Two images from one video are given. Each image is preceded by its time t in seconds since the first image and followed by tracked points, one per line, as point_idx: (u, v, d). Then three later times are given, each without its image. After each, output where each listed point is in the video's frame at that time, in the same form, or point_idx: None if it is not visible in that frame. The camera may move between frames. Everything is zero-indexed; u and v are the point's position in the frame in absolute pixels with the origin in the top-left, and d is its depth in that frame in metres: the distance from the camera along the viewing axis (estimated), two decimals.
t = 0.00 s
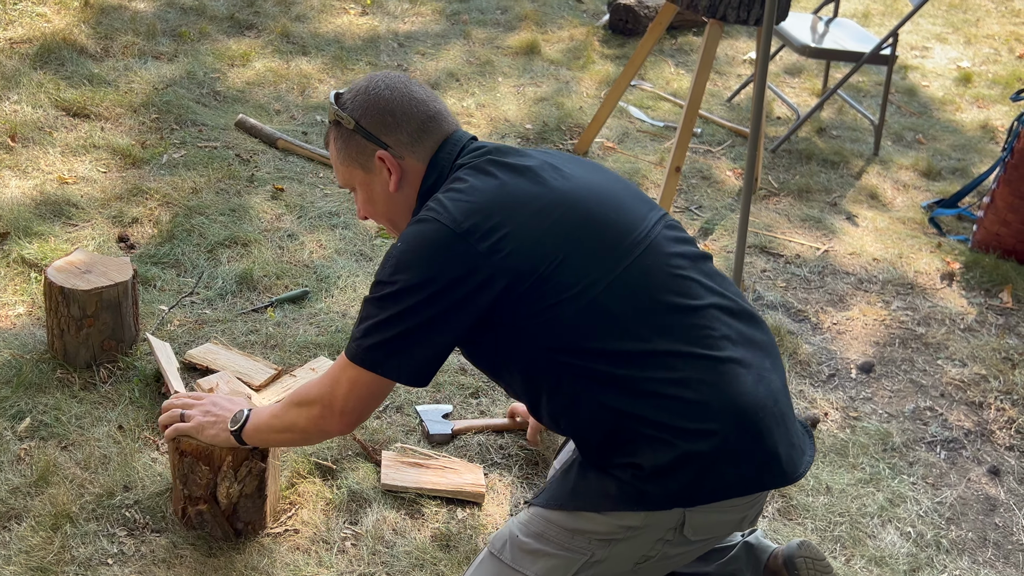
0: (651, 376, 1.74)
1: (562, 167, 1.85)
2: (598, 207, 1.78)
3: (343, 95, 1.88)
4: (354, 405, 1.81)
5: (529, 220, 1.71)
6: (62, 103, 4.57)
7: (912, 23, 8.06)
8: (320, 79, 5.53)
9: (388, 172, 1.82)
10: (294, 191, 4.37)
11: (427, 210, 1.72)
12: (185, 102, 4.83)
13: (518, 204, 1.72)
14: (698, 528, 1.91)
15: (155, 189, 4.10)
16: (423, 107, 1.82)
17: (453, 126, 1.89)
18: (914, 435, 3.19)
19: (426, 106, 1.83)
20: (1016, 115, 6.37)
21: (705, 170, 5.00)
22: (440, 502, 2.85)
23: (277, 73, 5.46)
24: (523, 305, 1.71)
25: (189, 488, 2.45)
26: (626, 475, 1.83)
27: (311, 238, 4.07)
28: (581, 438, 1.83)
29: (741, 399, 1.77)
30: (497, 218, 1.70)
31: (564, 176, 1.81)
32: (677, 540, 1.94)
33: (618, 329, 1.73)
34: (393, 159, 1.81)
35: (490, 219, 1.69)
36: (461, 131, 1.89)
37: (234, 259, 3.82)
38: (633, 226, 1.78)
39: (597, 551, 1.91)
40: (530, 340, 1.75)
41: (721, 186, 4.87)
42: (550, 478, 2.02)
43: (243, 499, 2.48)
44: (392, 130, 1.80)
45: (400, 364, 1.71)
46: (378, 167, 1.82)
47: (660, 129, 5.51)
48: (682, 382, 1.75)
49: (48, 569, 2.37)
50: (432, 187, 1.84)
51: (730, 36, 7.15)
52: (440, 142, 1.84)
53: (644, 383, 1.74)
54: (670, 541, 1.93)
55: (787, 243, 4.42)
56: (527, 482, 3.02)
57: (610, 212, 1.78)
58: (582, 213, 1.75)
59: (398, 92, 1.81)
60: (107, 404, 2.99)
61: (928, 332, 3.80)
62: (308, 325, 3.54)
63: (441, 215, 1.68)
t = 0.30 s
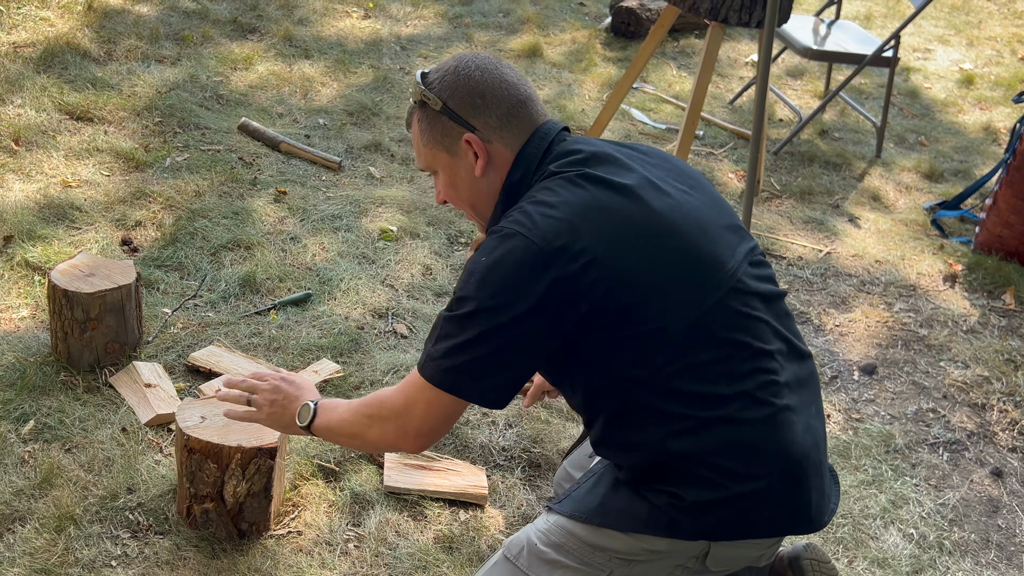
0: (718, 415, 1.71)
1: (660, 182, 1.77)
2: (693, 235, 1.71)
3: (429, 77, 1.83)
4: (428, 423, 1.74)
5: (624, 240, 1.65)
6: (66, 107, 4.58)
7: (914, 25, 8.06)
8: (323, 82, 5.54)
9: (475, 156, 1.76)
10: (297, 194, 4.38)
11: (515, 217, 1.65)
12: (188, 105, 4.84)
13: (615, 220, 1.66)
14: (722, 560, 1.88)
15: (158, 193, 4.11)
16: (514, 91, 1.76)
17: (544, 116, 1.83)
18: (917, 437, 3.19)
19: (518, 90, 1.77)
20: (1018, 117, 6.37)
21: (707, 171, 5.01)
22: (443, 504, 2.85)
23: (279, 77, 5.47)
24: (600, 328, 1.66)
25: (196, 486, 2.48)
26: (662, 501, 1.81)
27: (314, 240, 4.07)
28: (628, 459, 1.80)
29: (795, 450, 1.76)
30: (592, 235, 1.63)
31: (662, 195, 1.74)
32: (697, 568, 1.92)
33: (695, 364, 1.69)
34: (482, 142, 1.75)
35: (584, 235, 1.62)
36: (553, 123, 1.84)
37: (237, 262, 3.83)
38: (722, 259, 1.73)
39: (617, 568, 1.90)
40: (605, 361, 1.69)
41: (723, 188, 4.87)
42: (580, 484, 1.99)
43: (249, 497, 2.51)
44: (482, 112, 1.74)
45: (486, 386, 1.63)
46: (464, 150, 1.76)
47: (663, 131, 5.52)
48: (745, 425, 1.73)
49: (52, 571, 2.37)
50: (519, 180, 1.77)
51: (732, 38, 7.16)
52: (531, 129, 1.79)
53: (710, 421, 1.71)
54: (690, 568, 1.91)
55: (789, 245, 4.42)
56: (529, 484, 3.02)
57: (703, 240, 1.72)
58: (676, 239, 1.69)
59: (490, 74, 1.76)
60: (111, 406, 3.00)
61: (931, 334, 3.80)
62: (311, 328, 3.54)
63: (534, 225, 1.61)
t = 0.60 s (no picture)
0: (779, 426, 1.74)
1: (757, 186, 1.74)
2: (786, 245, 1.70)
3: (499, 39, 1.81)
4: (635, 443, 1.71)
5: (733, 246, 1.61)
6: (71, 108, 4.59)
7: (919, 24, 8.04)
8: (327, 83, 5.54)
9: (549, 123, 1.73)
10: (301, 195, 4.39)
11: (626, 208, 1.59)
12: (192, 106, 4.85)
13: (727, 225, 1.62)
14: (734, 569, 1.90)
15: (163, 193, 4.12)
16: (591, 54, 1.72)
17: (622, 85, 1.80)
18: (922, 435, 3.19)
19: (596, 54, 1.73)
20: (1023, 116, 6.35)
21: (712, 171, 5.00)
22: (449, 503, 2.86)
23: (284, 78, 5.48)
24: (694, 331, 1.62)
25: (201, 485, 2.49)
26: (682, 508, 1.82)
27: (318, 241, 4.08)
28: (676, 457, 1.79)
29: (824, 467, 1.83)
30: (704, 237, 1.59)
31: (761, 202, 1.71)
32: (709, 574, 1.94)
33: (771, 374, 1.70)
34: (556, 109, 1.71)
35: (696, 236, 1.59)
36: (640, 99, 1.81)
37: (242, 262, 3.84)
38: (804, 273, 1.74)
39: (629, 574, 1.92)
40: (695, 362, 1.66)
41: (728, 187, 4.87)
42: (593, 486, 1.99)
43: (255, 495, 2.52)
44: (557, 77, 1.71)
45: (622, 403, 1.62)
46: (537, 118, 1.73)
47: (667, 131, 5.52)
48: (800, 438, 1.76)
49: (59, 570, 2.39)
50: (604, 159, 1.76)
51: (736, 38, 7.15)
52: (613, 98, 1.76)
53: (772, 432, 1.74)
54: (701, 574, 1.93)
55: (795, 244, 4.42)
56: (534, 483, 3.03)
57: (793, 251, 1.72)
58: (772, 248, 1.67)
59: (565, 37, 1.73)
60: (116, 406, 3.01)
61: (936, 332, 3.80)
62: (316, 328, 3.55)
63: (650, 222, 1.56)
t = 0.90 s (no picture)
0: (810, 444, 1.75)
1: (804, 204, 1.75)
2: (831, 266, 1.71)
3: (545, 33, 1.78)
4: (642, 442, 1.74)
5: (780, 265, 1.61)
6: (76, 108, 4.60)
7: (924, 22, 8.02)
8: (331, 83, 5.55)
9: (592, 124, 1.72)
10: (306, 194, 4.39)
11: (677, 220, 1.59)
12: (197, 106, 4.86)
13: (777, 241, 1.62)
14: None
15: (168, 193, 4.13)
16: (639, 55, 1.70)
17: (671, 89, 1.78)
18: (928, 433, 3.19)
19: (644, 56, 1.71)
20: None
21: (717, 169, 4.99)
22: (454, 501, 2.87)
23: (288, 78, 5.48)
24: (735, 344, 1.63)
25: (207, 483, 2.50)
26: (699, 517, 1.83)
27: (323, 240, 4.09)
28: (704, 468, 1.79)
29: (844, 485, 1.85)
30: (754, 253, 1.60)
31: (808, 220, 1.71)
32: None
33: (808, 391, 1.71)
34: (599, 111, 1.70)
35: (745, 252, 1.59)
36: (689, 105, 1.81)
37: (247, 262, 3.84)
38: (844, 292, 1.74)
39: None
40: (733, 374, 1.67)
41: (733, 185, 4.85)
42: (605, 489, 2.01)
43: (261, 493, 2.52)
44: (603, 78, 1.69)
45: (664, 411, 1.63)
46: (580, 118, 1.72)
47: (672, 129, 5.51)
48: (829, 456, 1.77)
49: (65, 568, 2.40)
50: (651, 168, 1.76)
51: (741, 36, 7.14)
52: (659, 103, 1.74)
53: (804, 448, 1.74)
54: None
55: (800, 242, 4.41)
56: (540, 481, 3.03)
57: (835, 270, 1.72)
58: (817, 265, 1.68)
59: (615, 38, 1.70)
60: (122, 405, 3.02)
61: (942, 331, 3.79)
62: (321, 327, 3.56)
63: (703, 235, 1.56)
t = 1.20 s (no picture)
0: (782, 408, 1.73)
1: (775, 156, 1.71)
2: (801, 217, 1.66)
3: (488, 49, 1.75)
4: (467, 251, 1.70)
5: (745, 212, 1.57)
6: (84, 107, 4.62)
7: (932, 17, 7.98)
8: (338, 81, 5.56)
9: (548, 119, 1.65)
10: (313, 192, 4.40)
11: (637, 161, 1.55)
12: (205, 105, 4.87)
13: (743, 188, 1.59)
14: (733, 552, 1.90)
15: (176, 191, 4.15)
16: (581, 43, 1.64)
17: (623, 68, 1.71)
18: (936, 430, 3.18)
19: (586, 41, 1.65)
20: None
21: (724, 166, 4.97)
22: (462, 497, 2.88)
23: (295, 76, 5.49)
24: (702, 291, 1.60)
25: (216, 480, 2.52)
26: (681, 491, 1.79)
27: (331, 238, 4.09)
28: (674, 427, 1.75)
29: (821, 451, 1.83)
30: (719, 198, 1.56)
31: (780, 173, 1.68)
32: (708, 559, 1.93)
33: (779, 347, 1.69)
34: (552, 104, 1.63)
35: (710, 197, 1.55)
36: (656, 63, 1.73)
37: (255, 260, 3.85)
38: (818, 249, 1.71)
39: (630, 562, 1.90)
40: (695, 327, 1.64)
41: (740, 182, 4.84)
42: (592, 472, 1.95)
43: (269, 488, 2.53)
44: (549, 72, 1.63)
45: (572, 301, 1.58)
46: (535, 117, 1.66)
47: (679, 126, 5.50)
48: (801, 418, 1.75)
49: (74, 565, 2.41)
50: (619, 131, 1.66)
51: (748, 33, 7.12)
52: (611, 83, 1.66)
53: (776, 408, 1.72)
54: (701, 560, 1.93)
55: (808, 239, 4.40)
56: (547, 478, 3.04)
57: (809, 227, 1.69)
58: (788, 219, 1.64)
59: (552, 31, 1.65)
60: (131, 403, 3.03)
61: (950, 327, 3.79)
62: (328, 324, 3.57)
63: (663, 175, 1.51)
